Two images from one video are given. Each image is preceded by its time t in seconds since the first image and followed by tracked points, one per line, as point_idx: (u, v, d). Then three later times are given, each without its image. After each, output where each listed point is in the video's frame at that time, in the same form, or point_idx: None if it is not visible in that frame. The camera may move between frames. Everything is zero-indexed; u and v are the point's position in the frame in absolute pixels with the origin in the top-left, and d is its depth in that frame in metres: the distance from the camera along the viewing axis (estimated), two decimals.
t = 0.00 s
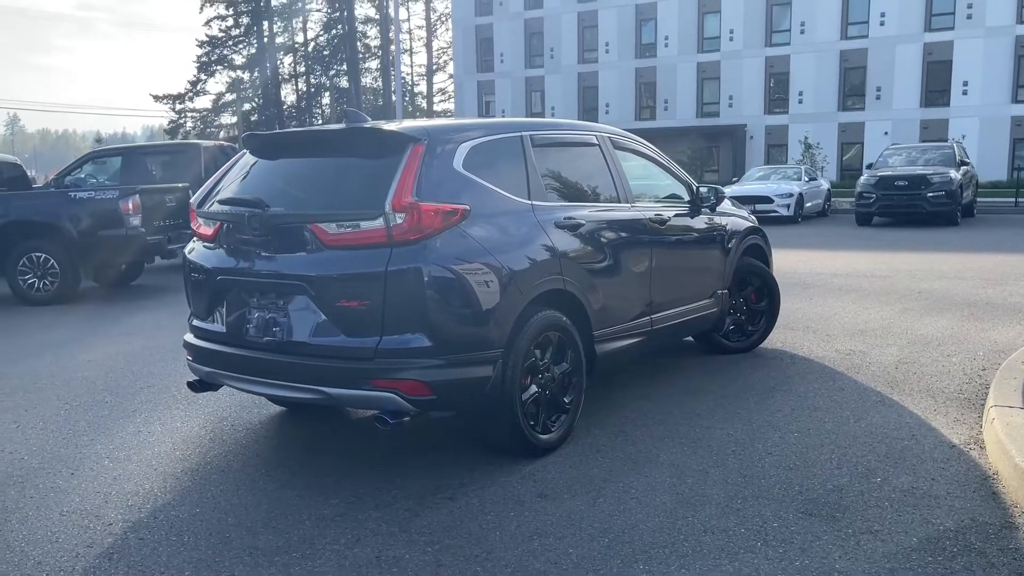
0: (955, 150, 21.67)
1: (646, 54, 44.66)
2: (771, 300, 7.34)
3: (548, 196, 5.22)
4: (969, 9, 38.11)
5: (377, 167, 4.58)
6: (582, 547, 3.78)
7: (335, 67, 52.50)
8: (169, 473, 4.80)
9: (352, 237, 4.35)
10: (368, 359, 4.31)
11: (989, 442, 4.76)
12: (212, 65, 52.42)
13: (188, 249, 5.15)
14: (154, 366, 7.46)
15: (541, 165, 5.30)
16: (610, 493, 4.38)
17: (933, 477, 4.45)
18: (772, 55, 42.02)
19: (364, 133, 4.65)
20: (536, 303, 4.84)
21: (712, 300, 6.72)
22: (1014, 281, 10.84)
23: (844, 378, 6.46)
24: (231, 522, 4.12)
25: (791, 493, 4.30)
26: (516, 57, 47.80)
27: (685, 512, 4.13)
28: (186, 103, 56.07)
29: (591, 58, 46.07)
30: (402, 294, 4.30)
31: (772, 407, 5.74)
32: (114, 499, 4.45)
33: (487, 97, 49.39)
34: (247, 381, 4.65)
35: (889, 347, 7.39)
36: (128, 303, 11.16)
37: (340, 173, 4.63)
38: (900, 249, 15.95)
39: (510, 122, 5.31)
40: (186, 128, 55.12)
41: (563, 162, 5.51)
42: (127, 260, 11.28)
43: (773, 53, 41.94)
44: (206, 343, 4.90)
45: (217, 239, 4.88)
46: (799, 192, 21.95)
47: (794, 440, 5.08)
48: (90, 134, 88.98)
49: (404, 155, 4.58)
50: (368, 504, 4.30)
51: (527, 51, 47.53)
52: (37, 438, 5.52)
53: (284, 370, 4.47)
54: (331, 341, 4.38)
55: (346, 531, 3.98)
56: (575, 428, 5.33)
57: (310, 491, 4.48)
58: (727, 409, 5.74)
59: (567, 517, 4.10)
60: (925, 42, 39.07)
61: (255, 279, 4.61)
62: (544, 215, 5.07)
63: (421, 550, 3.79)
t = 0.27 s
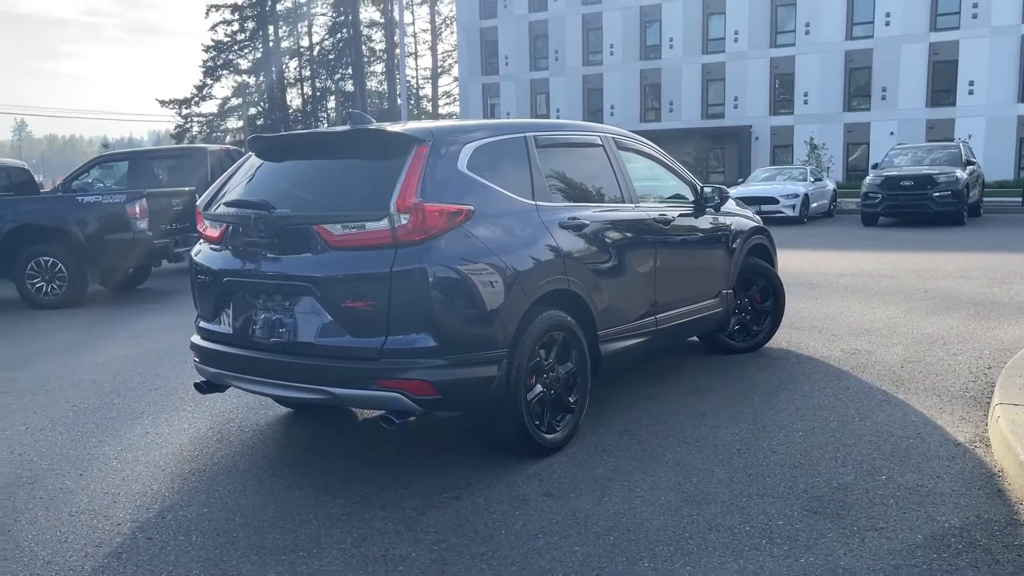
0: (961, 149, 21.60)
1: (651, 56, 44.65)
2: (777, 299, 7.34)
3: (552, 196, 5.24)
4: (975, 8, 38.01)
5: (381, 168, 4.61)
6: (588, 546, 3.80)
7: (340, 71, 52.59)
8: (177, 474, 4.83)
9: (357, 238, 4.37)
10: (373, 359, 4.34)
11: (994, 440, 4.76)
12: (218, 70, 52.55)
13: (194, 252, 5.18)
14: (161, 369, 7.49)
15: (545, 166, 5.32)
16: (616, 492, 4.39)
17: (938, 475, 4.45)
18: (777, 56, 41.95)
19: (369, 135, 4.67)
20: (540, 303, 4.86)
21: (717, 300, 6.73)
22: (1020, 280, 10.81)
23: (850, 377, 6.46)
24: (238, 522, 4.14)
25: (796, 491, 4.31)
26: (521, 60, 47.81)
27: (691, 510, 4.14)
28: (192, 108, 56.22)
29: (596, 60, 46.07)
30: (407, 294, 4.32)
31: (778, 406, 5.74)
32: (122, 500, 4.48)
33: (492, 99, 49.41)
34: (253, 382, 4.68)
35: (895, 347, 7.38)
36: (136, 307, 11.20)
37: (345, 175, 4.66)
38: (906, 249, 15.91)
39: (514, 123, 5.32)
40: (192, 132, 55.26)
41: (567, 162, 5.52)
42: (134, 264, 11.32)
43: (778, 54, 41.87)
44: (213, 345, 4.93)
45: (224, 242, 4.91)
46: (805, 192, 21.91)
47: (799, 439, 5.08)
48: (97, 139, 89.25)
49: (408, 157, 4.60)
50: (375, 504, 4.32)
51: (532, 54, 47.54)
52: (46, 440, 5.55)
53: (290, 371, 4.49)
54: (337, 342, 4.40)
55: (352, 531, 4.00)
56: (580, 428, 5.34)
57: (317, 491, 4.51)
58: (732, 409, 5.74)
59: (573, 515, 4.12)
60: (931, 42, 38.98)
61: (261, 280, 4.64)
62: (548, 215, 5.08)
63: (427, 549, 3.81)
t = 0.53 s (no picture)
0: (965, 148, 21.55)
1: (654, 57, 44.64)
2: (780, 298, 7.35)
3: (555, 197, 5.25)
4: (978, 7, 37.96)
5: (385, 169, 4.63)
6: (592, 545, 3.81)
7: (344, 73, 52.64)
8: (182, 475, 4.85)
9: (361, 239, 4.39)
10: (377, 360, 4.35)
11: (998, 439, 4.76)
12: (222, 73, 52.64)
13: (199, 254, 5.20)
14: (167, 371, 7.52)
15: (547, 168, 5.34)
16: (619, 492, 4.40)
17: (942, 474, 4.45)
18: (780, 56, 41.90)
19: (373, 137, 4.70)
20: (543, 304, 4.88)
21: (720, 300, 6.74)
22: None
23: (853, 377, 6.47)
24: (244, 523, 4.15)
25: (798, 490, 4.32)
26: (524, 61, 47.80)
27: (694, 509, 4.15)
28: (196, 112, 56.34)
29: (598, 61, 46.06)
30: (411, 295, 4.33)
31: (781, 406, 5.74)
32: (128, 501, 4.50)
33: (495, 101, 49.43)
34: (256, 382, 4.69)
35: (898, 346, 7.38)
36: (140, 310, 11.24)
37: (349, 177, 4.68)
38: (910, 249, 15.89)
39: (517, 124, 5.34)
40: (197, 136, 55.37)
41: (569, 163, 5.53)
42: (138, 267, 11.36)
43: (781, 54, 41.82)
44: (217, 347, 4.95)
45: (228, 244, 4.94)
46: (808, 192, 21.88)
47: (803, 439, 5.08)
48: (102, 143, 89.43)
49: (412, 159, 4.63)
50: (379, 504, 4.33)
51: (535, 55, 47.52)
52: (52, 441, 5.59)
53: (294, 372, 4.51)
54: (341, 343, 4.42)
55: (357, 531, 4.02)
56: (583, 428, 5.35)
57: (322, 491, 4.52)
58: (736, 408, 5.75)
59: (576, 515, 4.13)
60: (934, 41, 38.92)
61: (266, 282, 4.65)
62: (551, 216, 5.10)
63: (432, 548, 3.83)
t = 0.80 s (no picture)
0: (967, 148, 21.53)
1: (655, 57, 44.64)
2: (782, 299, 7.35)
3: (557, 199, 5.26)
4: (980, 7, 37.93)
5: (386, 171, 4.64)
6: (594, 546, 3.81)
7: (345, 75, 52.71)
8: (186, 477, 4.87)
9: (363, 241, 4.40)
10: (379, 362, 4.36)
11: (1000, 439, 4.75)
12: (224, 76, 52.72)
13: (202, 257, 5.21)
14: (169, 374, 7.53)
15: (548, 169, 5.34)
16: (622, 493, 4.40)
17: (944, 474, 4.45)
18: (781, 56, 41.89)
19: (374, 139, 4.71)
20: (544, 305, 4.88)
21: (722, 300, 6.74)
22: None
23: (855, 377, 6.47)
24: (247, 525, 4.16)
25: (800, 491, 4.32)
26: (525, 63, 47.81)
27: (696, 510, 4.16)
28: (199, 115, 56.42)
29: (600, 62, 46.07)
30: (413, 297, 4.34)
31: (783, 407, 5.75)
32: (131, 503, 4.51)
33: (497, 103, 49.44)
34: (259, 385, 4.70)
35: (901, 346, 7.38)
36: (143, 314, 11.25)
37: (350, 178, 4.69)
38: (912, 249, 15.87)
39: (518, 126, 5.35)
40: (199, 139, 55.47)
41: (571, 165, 5.54)
42: (141, 270, 11.38)
43: (783, 55, 41.81)
44: (220, 350, 4.96)
45: (231, 247, 4.95)
46: (810, 193, 21.88)
47: (806, 439, 5.08)
48: (105, 146, 89.64)
49: (413, 161, 4.64)
50: (382, 505, 4.34)
51: (536, 57, 47.54)
52: (55, 444, 5.60)
53: (296, 375, 4.52)
54: (343, 345, 4.43)
55: (360, 532, 4.03)
56: (586, 429, 5.36)
57: (326, 493, 4.53)
58: (739, 409, 5.75)
59: (579, 516, 4.14)
60: (936, 41, 38.90)
61: (268, 285, 4.66)
62: (552, 217, 5.10)
63: (435, 550, 3.83)
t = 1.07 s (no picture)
0: (968, 148, 21.51)
1: (656, 58, 44.64)
2: (783, 299, 7.34)
3: (558, 199, 5.26)
4: (980, 6, 37.91)
5: (388, 172, 4.64)
6: (596, 546, 3.81)
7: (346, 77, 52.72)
8: (187, 478, 4.87)
9: (364, 242, 4.40)
10: (381, 362, 4.36)
11: (1002, 438, 4.75)
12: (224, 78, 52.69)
13: (203, 258, 5.21)
14: (171, 375, 7.54)
15: (549, 169, 5.34)
16: (623, 493, 4.40)
17: (946, 473, 4.45)
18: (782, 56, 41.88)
19: (375, 140, 4.71)
20: (545, 306, 4.87)
21: (724, 300, 6.74)
22: None
23: (856, 376, 6.46)
24: (249, 526, 4.17)
25: (802, 490, 4.31)
26: (526, 64, 47.81)
27: (698, 510, 4.15)
28: (199, 117, 56.45)
29: (600, 63, 46.08)
30: (414, 298, 4.34)
31: (785, 406, 5.74)
32: (133, 504, 4.51)
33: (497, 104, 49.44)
34: (260, 387, 4.70)
35: (902, 346, 7.37)
36: (144, 315, 11.26)
37: (351, 179, 4.69)
38: (914, 249, 15.85)
39: (519, 126, 5.35)
40: (200, 141, 55.45)
41: (571, 165, 5.54)
42: (142, 271, 11.39)
43: (784, 55, 41.80)
44: (221, 351, 4.96)
45: (232, 248, 4.95)
46: (811, 193, 21.86)
47: (808, 439, 5.07)
48: (106, 148, 89.47)
49: (414, 161, 4.64)
50: (384, 506, 4.34)
51: (537, 57, 47.55)
52: (57, 446, 5.60)
53: (297, 376, 4.52)
54: (344, 346, 4.42)
55: (362, 533, 4.03)
56: (587, 429, 5.36)
57: (327, 494, 4.53)
58: (740, 409, 5.75)
59: (581, 516, 4.14)
60: (936, 41, 38.89)
61: (269, 285, 4.66)
62: (553, 217, 5.10)
63: (436, 550, 3.83)
